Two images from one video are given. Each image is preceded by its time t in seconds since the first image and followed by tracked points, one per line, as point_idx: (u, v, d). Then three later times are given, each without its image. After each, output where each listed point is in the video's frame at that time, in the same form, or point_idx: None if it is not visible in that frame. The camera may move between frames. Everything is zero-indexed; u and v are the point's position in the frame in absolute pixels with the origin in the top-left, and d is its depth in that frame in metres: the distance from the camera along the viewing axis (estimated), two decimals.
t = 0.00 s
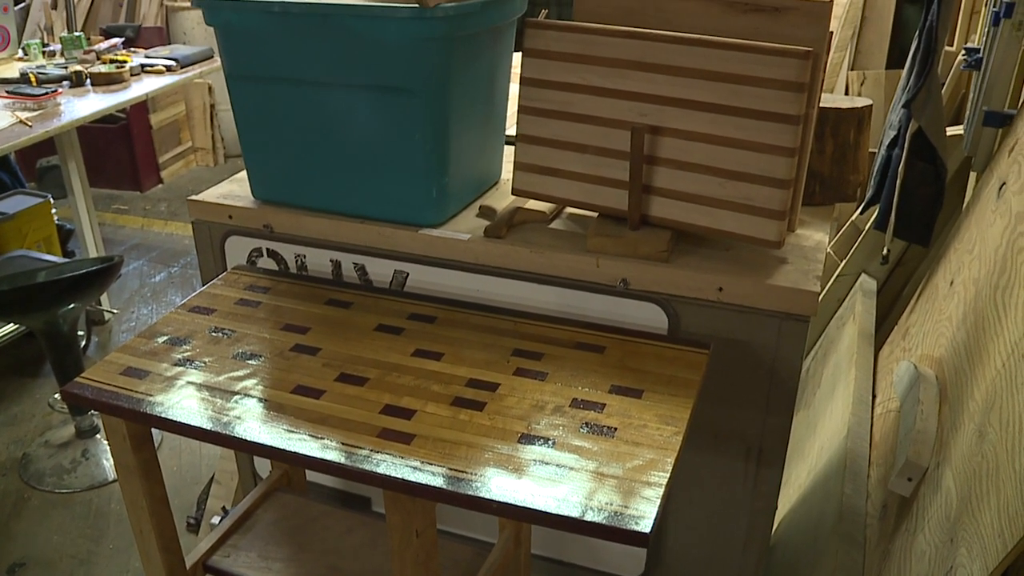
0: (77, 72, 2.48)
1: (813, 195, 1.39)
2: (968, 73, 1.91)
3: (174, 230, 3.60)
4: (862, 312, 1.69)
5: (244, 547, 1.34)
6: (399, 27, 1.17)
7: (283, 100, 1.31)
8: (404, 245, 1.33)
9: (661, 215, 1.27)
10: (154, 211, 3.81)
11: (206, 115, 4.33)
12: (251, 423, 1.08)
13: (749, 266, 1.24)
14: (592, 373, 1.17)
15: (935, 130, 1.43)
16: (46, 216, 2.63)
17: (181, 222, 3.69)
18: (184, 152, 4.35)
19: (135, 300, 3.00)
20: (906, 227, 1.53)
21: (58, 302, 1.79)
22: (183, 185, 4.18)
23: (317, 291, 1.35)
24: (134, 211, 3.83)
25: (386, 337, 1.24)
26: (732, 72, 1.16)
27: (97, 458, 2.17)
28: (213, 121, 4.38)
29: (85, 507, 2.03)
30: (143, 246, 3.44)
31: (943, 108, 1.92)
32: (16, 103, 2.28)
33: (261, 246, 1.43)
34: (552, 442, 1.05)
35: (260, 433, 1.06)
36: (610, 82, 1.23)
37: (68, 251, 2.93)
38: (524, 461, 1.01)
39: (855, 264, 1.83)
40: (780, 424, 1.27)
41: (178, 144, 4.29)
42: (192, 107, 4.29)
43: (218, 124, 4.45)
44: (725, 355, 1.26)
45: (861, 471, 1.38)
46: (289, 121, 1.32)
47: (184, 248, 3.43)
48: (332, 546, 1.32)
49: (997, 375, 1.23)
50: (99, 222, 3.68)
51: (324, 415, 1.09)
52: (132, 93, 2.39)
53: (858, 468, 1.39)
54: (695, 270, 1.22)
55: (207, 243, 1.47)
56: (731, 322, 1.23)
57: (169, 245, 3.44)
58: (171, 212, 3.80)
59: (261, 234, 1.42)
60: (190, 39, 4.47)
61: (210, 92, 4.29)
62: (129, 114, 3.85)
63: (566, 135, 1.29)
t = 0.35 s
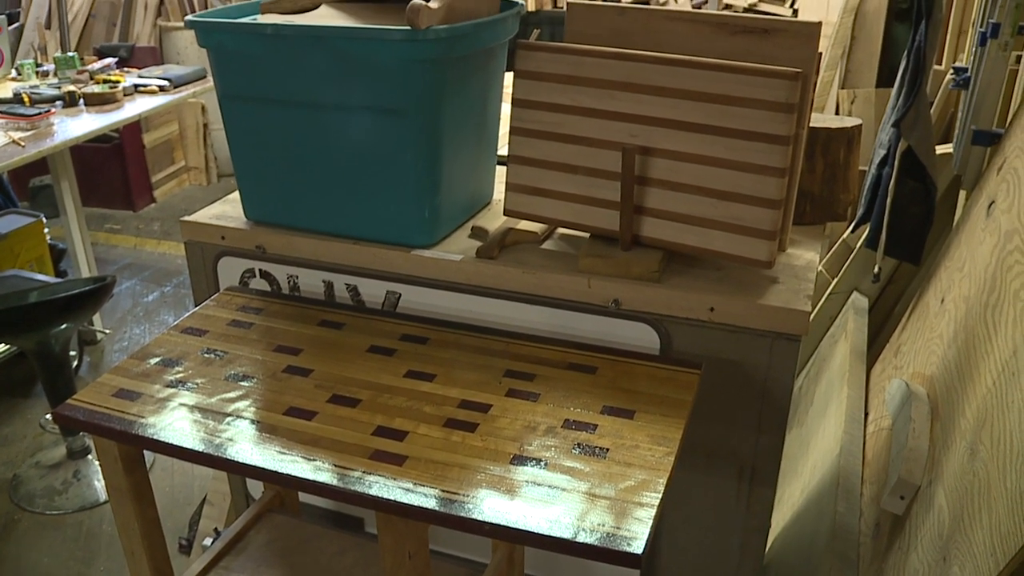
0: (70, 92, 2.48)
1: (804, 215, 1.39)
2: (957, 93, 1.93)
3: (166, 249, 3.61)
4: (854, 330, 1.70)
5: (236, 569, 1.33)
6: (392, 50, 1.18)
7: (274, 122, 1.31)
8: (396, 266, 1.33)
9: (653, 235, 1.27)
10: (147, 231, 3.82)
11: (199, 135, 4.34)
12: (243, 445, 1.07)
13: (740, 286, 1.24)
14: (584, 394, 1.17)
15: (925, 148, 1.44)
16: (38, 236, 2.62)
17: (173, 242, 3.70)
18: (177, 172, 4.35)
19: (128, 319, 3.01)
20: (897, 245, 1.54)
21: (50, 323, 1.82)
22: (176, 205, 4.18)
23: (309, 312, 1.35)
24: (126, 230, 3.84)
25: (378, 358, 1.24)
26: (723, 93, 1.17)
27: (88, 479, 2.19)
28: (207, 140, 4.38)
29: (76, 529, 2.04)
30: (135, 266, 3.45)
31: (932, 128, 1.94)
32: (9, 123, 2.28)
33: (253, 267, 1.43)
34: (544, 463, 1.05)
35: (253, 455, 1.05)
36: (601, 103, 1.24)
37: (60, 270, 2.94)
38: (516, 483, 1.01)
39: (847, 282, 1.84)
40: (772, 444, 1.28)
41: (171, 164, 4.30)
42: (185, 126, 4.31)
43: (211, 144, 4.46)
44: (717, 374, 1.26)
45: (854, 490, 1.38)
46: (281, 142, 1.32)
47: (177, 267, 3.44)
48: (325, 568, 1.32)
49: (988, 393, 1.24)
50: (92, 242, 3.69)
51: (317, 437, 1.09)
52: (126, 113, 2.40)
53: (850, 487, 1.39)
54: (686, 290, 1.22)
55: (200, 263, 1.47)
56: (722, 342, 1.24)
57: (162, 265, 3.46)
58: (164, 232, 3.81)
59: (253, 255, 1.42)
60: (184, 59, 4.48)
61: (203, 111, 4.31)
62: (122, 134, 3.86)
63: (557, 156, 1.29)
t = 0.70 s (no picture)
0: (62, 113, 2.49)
1: (793, 235, 1.39)
2: (944, 112, 1.95)
3: (157, 270, 3.63)
4: (844, 349, 1.71)
5: None
6: (382, 73, 1.19)
7: (265, 145, 1.32)
8: (386, 287, 1.33)
9: (642, 256, 1.27)
10: (138, 251, 3.82)
11: (191, 155, 4.35)
12: (234, 468, 1.07)
13: (730, 306, 1.25)
14: (575, 416, 1.17)
15: (913, 168, 1.46)
16: (29, 256, 2.62)
17: (164, 262, 3.71)
18: (168, 192, 4.36)
19: (119, 340, 3.02)
20: (886, 264, 1.55)
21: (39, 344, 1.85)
22: (167, 225, 4.19)
23: (300, 334, 1.35)
24: (118, 250, 3.85)
25: (369, 380, 1.24)
26: (711, 115, 1.18)
27: (77, 501, 2.22)
28: (198, 160, 4.38)
29: (65, 551, 2.06)
30: (126, 286, 3.46)
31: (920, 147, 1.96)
32: None
33: (244, 289, 1.43)
34: (535, 485, 1.05)
35: (244, 478, 1.05)
36: (589, 125, 1.25)
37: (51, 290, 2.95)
38: (507, 505, 1.01)
39: (837, 300, 1.85)
40: (762, 463, 1.28)
41: (162, 184, 4.31)
42: (178, 147, 4.33)
43: (203, 164, 4.46)
44: (707, 394, 1.26)
45: (846, 509, 1.38)
46: (272, 165, 1.33)
47: (168, 287, 3.45)
48: None
49: (977, 412, 1.25)
50: (83, 262, 3.70)
51: (308, 460, 1.09)
52: (117, 134, 2.40)
53: (842, 506, 1.40)
54: (676, 311, 1.23)
55: (191, 286, 1.47)
56: (712, 362, 1.24)
57: (153, 285, 3.47)
58: (155, 252, 3.82)
59: (244, 277, 1.42)
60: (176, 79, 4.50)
61: (194, 132, 4.32)
62: (112, 155, 3.88)
63: (547, 178, 1.30)
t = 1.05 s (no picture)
0: (51, 132, 2.49)
1: (781, 253, 1.40)
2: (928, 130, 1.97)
3: (147, 288, 3.63)
4: (833, 365, 1.71)
5: None
6: (370, 93, 1.19)
7: (254, 166, 1.32)
8: (375, 307, 1.33)
9: (631, 275, 1.27)
10: (127, 270, 3.82)
11: (180, 174, 4.33)
12: (223, 489, 1.07)
13: (719, 325, 1.25)
14: (564, 435, 1.17)
15: (900, 186, 1.47)
16: (17, 275, 2.62)
17: (154, 280, 3.71)
18: (158, 211, 4.35)
19: (108, 359, 3.03)
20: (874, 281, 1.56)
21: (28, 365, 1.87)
22: (157, 244, 4.18)
23: (289, 354, 1.35)
24: (107, 269, 3.85)
25: (358, 401, 1.24)
26: (699, 135, 1.18)
27: (65, 522, 2.23)
28: (188, 179, 4.37)
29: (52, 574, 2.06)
30: (115, 305, 3.47)
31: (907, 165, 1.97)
32: None
33: (233, 309, 1.43)
34: (523, 504, 1.05)
35: (233, 500, 1.05)
36: (577, 145, 1.25)
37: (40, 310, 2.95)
38: (496, 525, 1.01)
39: (826, 317, 1.86)
40: (752, 481, 1.28)
41: (152, 203, 4.31)
42: (167, 166, 4.31)
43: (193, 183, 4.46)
44: (696, 413, 1.26)
45: (835, 526, 1.38)
46: (260, 185, 1.33)
47: (157, 306, 3.46)
48: None
49: (964, 428, 1.25)
50: (72, 281, 3.70)
51: (297, 480, 1.09)
52: (106, 153, 2.41)
53: (832, 523, 1.40)
54: (664, 329, 1.23)
55: (180, 306, 1.47)
56: (701, 381, 1.25)
57: (143, 304, 3.47)
58: (145, 270, 3.82)
59: (234, 297, 1.42)
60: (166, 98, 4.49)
61: (184, 151, 4.31)
62: (101, 174, 3.88)
63: (535, 198, 1.30)
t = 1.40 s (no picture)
0: (41, 154, 2.49)
1: (770, 274, 1.41)
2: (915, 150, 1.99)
3: (137, 310, 3.63)
4: (823, 385, 1.72)
5: None
6: (360, 118, 1.20)
7: (244, 189, 1.32)
8: (365, 330, 1.33)
9: (620, 298, 1.27)
10: (117, 291, 3.82)
11: (171, 196, 4.34)
12: (213, 514, 1.06)
13: (707, 347, 1.26)
14: (554, 458, 1.17)
15: (887, 207, 1.48)
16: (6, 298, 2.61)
17: (144, 302, 3.71)
18: (148, 233, 4.34)
19: (97, 381, 3.03)
20: (863, 301, 1.57)
21: (17, 389, 1.88)
22: (147, 265, 4.18)
23: (279, 378, 1.35)
24: (97, 290, 3.85)
25: (347, 424, 1.24)
26: (687, 158, 1.19)
27: (53, 547, 2.22)
28: (179, 200, 4.37)
29: None
30: (104, 327, 3.47)
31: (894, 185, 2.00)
32: None
33: (223, 332, 1.43)
34: (513, 528, 1.04)
35: (222, 524, 1.05)
36: (566, 168, 1.26)
37: (29, 332, 2.94)
38: (485, 549, 1.01)
39: (815, 337, 1.87)
40: (742, 503, 1.28)
41: (142, 225, 4.30)
42: (158, 188, 4.32)
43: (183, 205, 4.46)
44: (686, 434, 1.27)
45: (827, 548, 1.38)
46: (250, 209, 1.33)
47: (147, 328, 3.46)
48: None
49: (952, 448, 1.26)
50: (61, 303, 3.70)
51: (286, 505, 1.09)
52: (97, 175, 2.41)
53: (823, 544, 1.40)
54: (653, 352, 1.23)
55: (170, 329, 1.47)
56: (690, 402, 1.25)
57: (133, 326, 3.47)
58: (135, 291, 3.82)
59: (223, 320, 1.42)
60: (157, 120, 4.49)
61: (175, 173, 4.32)
62: (92, 196, 3.91)
63: (524, 221, 1.30)
